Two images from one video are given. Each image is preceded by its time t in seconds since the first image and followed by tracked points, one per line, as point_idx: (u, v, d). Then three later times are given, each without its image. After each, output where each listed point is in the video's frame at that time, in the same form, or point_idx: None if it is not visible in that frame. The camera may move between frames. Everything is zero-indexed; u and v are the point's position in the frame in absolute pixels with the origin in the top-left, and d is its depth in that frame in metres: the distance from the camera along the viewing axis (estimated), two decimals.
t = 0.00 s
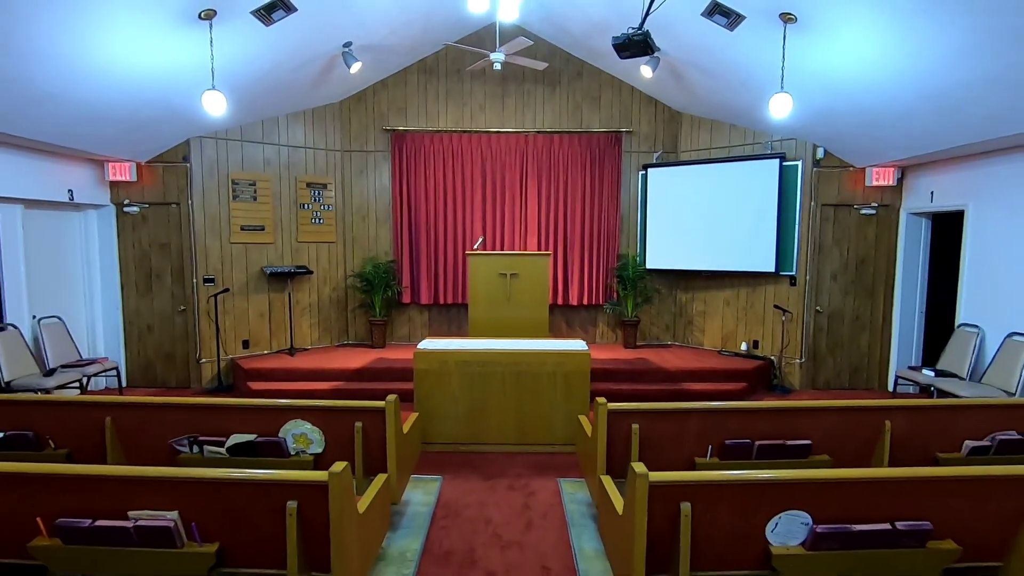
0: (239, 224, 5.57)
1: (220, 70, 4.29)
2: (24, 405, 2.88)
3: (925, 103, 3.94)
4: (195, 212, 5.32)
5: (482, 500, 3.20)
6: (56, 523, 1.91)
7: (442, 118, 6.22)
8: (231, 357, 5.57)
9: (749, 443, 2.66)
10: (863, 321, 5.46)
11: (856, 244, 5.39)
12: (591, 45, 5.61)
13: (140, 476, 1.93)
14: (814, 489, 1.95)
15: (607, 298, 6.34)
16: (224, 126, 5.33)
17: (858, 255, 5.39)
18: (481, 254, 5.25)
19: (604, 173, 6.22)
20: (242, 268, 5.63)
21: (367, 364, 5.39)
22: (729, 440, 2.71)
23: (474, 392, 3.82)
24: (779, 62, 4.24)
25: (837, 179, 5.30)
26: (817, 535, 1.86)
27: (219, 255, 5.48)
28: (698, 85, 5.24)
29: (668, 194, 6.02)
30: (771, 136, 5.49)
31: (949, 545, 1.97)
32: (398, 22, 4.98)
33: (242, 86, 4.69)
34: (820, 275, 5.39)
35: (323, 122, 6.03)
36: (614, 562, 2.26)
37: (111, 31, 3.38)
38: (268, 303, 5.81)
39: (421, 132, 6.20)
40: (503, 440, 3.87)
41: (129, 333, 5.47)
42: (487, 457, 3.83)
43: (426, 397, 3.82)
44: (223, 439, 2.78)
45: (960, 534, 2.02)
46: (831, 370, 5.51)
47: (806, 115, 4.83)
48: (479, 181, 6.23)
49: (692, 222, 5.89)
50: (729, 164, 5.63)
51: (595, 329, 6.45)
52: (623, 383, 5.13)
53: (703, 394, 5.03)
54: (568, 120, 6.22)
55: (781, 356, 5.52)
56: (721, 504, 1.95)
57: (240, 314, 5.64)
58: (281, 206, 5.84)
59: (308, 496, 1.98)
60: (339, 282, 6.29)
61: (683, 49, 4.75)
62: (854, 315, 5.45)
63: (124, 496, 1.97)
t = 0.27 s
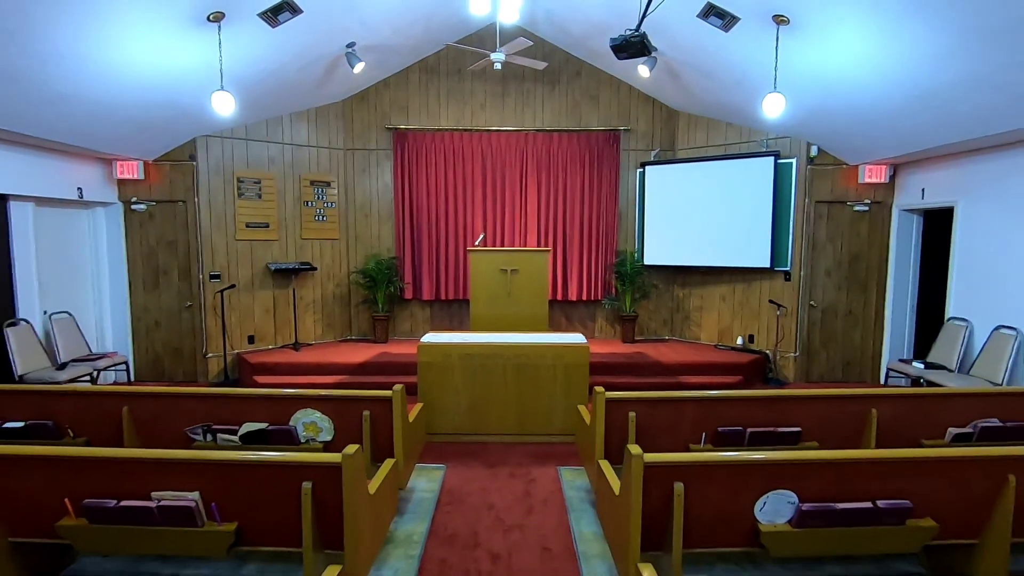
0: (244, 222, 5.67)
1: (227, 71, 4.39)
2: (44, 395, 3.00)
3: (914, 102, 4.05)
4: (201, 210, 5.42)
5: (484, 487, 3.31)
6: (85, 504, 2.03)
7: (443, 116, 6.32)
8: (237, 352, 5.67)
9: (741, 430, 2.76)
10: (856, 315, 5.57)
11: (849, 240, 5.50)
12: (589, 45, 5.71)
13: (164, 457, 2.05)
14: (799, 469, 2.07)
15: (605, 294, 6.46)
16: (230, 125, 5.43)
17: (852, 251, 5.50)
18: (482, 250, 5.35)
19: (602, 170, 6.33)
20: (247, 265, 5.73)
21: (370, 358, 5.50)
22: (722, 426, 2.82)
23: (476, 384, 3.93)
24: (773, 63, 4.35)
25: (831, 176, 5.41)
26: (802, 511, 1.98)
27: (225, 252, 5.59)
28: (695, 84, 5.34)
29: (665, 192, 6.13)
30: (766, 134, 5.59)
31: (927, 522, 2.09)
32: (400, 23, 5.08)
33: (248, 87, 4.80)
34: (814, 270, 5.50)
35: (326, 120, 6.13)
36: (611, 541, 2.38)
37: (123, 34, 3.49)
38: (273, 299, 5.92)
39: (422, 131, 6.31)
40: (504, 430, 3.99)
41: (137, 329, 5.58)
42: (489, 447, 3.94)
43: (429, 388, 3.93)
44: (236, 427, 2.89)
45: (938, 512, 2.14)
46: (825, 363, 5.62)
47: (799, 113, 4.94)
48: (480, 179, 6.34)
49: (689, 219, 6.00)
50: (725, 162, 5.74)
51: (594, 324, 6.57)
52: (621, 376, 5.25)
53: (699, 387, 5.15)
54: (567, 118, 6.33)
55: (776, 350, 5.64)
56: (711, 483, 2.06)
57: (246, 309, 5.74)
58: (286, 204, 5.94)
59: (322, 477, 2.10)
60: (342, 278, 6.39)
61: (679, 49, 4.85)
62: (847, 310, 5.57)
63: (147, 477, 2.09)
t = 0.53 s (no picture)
0: (249, 218, 5.78)
1: (232, 70, 4.49)
2: (63, 386, 3.11)
3: (904, 98, 4.14)
4: (207, 206, 5.52)
5: (487, 473, 3.43)
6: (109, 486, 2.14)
7: (444, 113, 6.42)
8: (243, 346, 5.79)
9: (734, 416, 2.82)
10: (849, 307, 5.68)
11: (843, 232, 5.60)
12: (587, 41, 5.79)
13: (184, 442, 2.16)
14: (785, 449, 2.18)
15: (604, 287, 6.57)
16: (233, 123, 5.52)
17: (845, 243, 5.60)
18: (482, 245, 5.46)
19: (600, 165, 6.42)
20: (252, 260, 5.84)
21: (373, 351, 5.61)
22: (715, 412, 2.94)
23: (477, 374, 4.04)
24: (766, 61, 4.44)
25: (825, 170, 5.49)
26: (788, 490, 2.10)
27: (230, 247, 5.69)
28: (691, 80, 5.43)
29: (663, 186, 6.22)
30: (762, 129, 5.68)
31: (907, 500, 2.21)
32: (401, 22, 5.17)
33: (253, 86, 4.89)
34: (808, 263, 5.60)
35: (329, 117, 6.22)
36: (608, 520, 2.50)
37: (133, 36, 3.59)
38: (278, 294, 6.03)
39: (423, 127, 6.40)
40: (505, 419, 4.11)
41: (144, 323, 5.69)
42: (490, 436, 4.06)
43: (432, 379, 4.05)
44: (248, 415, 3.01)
45: (917, 490, 2.26)
46: (819, 354, 5.73)
47: (793, 109, 5.03)
48: (480, 174, 6.44)
49: (686, 213, 6.10)
50: (721, 157, 5.84)
51: (593, 316, 6.69)
52: (619, 367, 5.36)
53: (696, 377, 5.27)
54: (566, 114, 6.42)
55: (771, 341, 5.75)
56: (702, 463, 2.18)
57: (251, 304, 5.85)
58: (289, 200, 6.04)
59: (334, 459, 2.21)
60: (345, 273, 6.50)
61: (675, 46, 4.94)
62: (841, 302, 5.68)
63: (168, 460, 2.20)
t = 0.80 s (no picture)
0: (255, 217, 5.90)
1: (240, 74, 4.62)
2: (78, 379, 3.23)
3: (895, 101, 4.24)
4: (214, 206, 5.64)
5: (487, 465, 3.54)
6: (127, 473, 2.25)
7: (446, 114, 6.53)
8: (249, 343, 5.91)
9: (724, 410, 2.90)
10: (844, 306, 5.76)
11: (838, 231, 5.65)
12: (586, 44, 5.89)
13: (199, 430, 2.28)
14: (771, 439, 2.29)
15: (603, 286, 6.68)
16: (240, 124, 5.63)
17: (840, 243, 5.69)
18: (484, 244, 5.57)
19: (600, 166, 6.53)
20: (258, 259, 5.96)
21: (376, 348, 5.72)
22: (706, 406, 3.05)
23: (478, 370, 4.15)
24: (761, 64, 4.55)
25: (821, 170, 5.56)
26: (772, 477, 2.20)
27: (237, 246, 5.81)
28: (688, 82, 5.53)
29: (662, 186, 6.32)
30: (758, 130, 5.78)
31: (888, 487, 2.31)
32: (404, 26, 5.28)
33: (259, 88, 5.01)
34: (804, 262, 5.67)
35: (333, 118, 6.33)
36: (603, 508, 2.61)
37: (147, 42, 3.72)
38: (283, 292, 6.15)
39: (425, 129, 6.52)
40: (505, 414, 4.22)
41: (153, 320, 5.81)
42: (491, 430, 4.17)
43: (434, 374, 4.16)
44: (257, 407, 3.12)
45: (898, 478, 2.36)
46: (815, 352, 5.80)
47: (789, 111, 5.13)
48: (481, 174, 6.55)
49: (683, 213, 6.20)
50: (718, 158, 5.94)
51: (592, 315, 6.81)
52: (617, 364, 5.47)
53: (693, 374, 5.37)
54: (565, 116, 6.53)
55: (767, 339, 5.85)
56: (692, 452, 2.29)
57: (257, 301, 5.98)
58: (295, 200, 6.16)
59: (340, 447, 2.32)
60: (349, 271, 6.61)
61: (672, 49, 5.03)
62: (836, 300, 5.75)
63: (183, 448, 2.32)
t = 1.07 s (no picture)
0: (264, 218, 6.04)
1: (251, 79, 4.76)
2: (97, 373, 3.38)
3: (890, 104, 4.32)
4: (224, 207, 5.78)
5: (489, 458, 3.65)
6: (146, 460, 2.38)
7: (451, 116, 6.65)
8: (258, 340, 6.05)
9: (718, 405, 2.99)
10: (843, 305, 5.83)
11: (837, 232, 5.73)
12: (588, 47, 5.99)
13: (214, 420, 2.40)
14: (759, 431, 2.39)
15: (605, 285, 6.78)
16: (249, 127, 5.77)
17: (839, 243, 5.75)
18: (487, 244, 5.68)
19: (602, 167, 6.64)
20: (267, 258, 6.10)
21: (382, 346, 5.84)
22: (701, 401, 3.14)
23: (481, 366, 4.26)
24: (759, 68, 4.63)
25: (821, 172, 5.63)
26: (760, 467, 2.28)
27: (246, 246, 5.95)
28: (689, 85, 5.61)
29: (663, 187, 6.41)
30: (758, 132, 5.86)
31: (873, 478, 2.40)
32: (410, 31, 5.40)
33: (269, 92, 5.14)
34: (803, 262, 5.74)
35: (340, 121, 6.46)
36: (599, 498, 2.71)
37: (162, 49, 3.85)
38: (291, 290, 6.29)
39: (430, 131, 6.64)
40: (507, 409, 4.33)
41: (165, 318, 5.97)
42: (493, 424, 4.28)
43: (438, 370, 4.27)
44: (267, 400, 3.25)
45: (882, 469, 2.45)
46: (814, 351, 5.87)
47: (788, 113, 5.20)
48: (485, 175, 6.67)
49: (685, 213, 6.28)
50: (719, 159, 6.03)
51: (594, 314, 6.91)
52: (618, 362, 5.56)
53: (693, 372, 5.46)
54: (568, 118, 6.64)
55: (767, 338, 5.92)
56: (683, 444, 2.39)
57: (266, 300, 6.11)
58: (303, 200, 6.30)
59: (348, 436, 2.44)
60: (355, 271, 6.75)
61: (672, 53, 5.12)
62: (835, 300, 5.82)
63: (199, 437, 2.44)
